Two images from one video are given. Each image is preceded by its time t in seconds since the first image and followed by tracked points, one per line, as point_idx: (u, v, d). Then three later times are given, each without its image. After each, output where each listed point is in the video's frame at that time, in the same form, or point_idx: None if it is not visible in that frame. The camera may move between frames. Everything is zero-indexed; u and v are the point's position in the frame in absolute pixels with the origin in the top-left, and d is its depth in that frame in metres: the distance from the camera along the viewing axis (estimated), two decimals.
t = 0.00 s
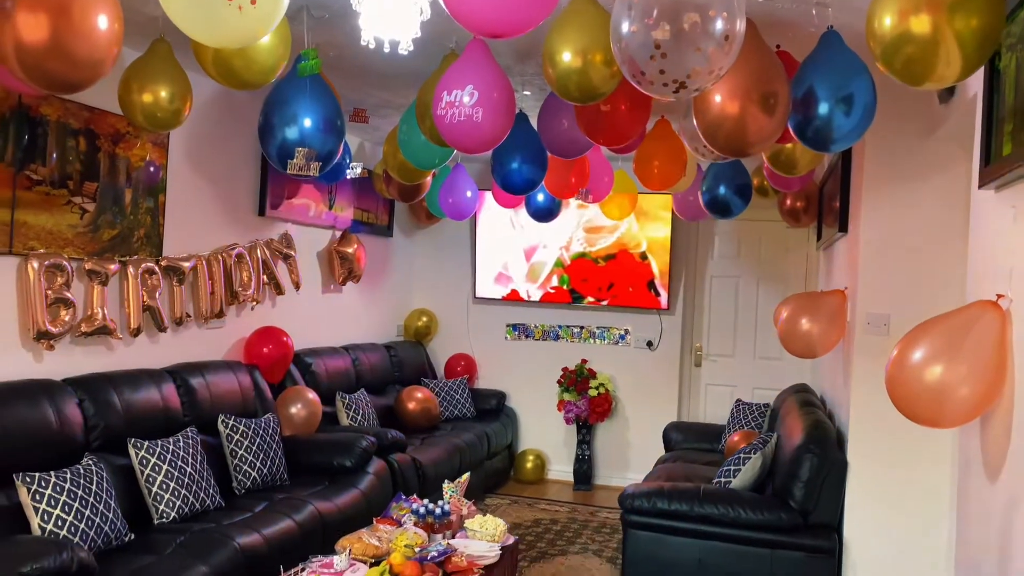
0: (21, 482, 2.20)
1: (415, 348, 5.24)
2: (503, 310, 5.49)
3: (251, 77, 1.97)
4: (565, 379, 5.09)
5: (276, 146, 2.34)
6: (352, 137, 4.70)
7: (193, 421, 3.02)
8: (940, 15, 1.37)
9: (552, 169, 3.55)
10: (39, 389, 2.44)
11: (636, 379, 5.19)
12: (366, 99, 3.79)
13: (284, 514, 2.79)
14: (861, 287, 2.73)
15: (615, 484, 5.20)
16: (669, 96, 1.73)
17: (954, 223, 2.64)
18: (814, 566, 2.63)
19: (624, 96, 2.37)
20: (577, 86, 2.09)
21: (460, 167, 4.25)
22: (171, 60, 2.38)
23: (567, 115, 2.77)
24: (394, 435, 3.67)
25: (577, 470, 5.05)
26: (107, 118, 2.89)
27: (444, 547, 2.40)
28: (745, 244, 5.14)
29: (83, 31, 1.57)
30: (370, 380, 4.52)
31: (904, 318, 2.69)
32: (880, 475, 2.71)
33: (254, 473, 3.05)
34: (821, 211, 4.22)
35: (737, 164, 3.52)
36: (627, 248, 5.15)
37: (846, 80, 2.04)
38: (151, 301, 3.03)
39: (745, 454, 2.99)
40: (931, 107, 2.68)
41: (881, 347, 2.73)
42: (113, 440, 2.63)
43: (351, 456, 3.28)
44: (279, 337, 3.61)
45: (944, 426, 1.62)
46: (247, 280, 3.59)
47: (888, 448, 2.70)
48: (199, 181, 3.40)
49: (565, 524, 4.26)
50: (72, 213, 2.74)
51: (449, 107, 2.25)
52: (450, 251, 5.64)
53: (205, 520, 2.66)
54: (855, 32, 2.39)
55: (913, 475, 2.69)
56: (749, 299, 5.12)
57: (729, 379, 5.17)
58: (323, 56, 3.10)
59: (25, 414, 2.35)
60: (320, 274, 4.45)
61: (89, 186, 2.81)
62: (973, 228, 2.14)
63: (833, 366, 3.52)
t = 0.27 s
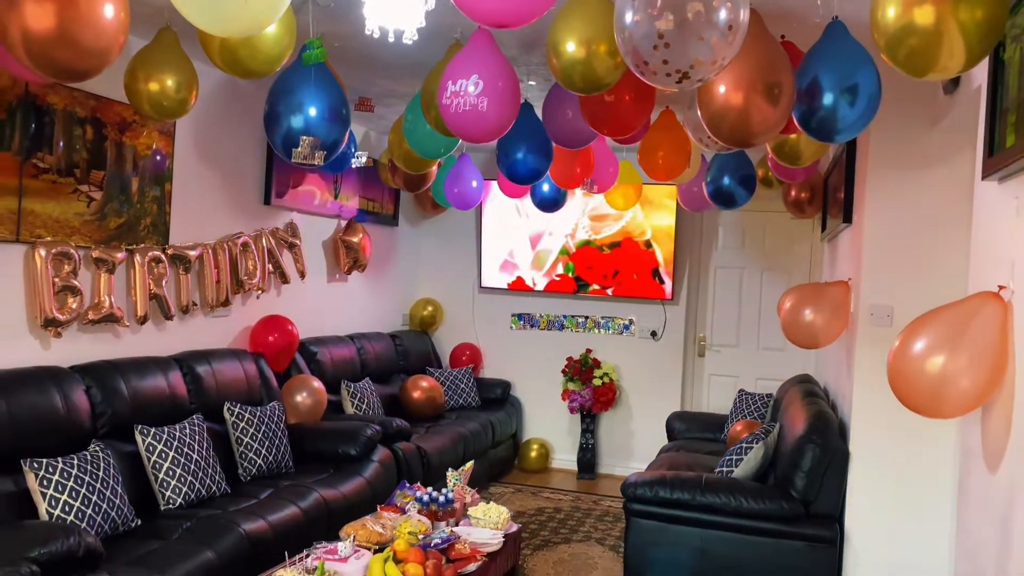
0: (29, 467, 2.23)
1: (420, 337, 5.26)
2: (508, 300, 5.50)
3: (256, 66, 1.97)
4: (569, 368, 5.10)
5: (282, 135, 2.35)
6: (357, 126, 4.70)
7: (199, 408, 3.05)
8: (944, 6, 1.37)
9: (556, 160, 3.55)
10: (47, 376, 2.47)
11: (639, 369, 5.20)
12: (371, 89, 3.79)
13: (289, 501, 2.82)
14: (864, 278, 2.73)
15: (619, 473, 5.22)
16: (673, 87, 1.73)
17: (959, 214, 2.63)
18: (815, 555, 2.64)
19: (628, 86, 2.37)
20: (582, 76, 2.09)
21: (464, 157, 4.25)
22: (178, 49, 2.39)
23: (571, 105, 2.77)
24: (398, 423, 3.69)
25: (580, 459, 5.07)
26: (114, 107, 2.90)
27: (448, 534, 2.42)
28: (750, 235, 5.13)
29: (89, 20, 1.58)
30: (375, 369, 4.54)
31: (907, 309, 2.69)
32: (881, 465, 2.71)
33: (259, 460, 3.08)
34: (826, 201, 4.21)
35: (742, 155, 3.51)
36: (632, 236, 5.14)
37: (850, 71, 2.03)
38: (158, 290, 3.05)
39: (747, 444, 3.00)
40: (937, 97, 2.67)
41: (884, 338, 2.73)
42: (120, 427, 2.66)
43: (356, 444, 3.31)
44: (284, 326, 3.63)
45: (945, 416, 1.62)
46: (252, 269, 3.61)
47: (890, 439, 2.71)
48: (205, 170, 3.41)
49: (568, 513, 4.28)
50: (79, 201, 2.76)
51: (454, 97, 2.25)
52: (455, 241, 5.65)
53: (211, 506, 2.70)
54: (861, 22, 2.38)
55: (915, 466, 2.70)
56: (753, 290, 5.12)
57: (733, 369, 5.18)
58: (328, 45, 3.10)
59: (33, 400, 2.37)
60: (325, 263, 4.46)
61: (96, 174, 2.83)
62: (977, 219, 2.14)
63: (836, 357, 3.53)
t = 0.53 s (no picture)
0: (32, 451, 2.24)
1: (419, 322, 5.26)
2: (507, 285, 5.51)
3: (258, 50, 1.96)
4: (568, 353, 5.12)
5: (283, 119, 2.34)
6: (355, 110, 4.68)
7: (200, 392, 3.05)
8: None
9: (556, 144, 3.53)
10: (48, 361, 2.47)
11: (638, 354, 5.22)
12: (369, 72, 3.77)
13: (291, 484, 2.83)
14: (864, 263, 2.74)
15: (617, 457, 5.25)
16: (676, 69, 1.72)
17: (959, 198, 2.64)
18: (814, 537, 2.67)
19: (629, 69, 2.35)
20: (583, 59, 2.08)
21: (463, 141, 4.24)
22: (176, 32, 2.37)
23: (572, 88, 2.76)
24: (398, 407, 3.71)
25: (579, 443, 5.10)
26: (112, 91, 2.88)
27: (450, 517, 2.44)
28: (748, 219, 5.13)
29: (90, 2, 1.56)
30: (375, 353, 4.55)
31: (906, 293, 2.71)
32: (879, 448, 2.74)
33: (261, 444, 3.09)
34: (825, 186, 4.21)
35: (742, 139, 3.50)
36: (631, 219, 5.14)
37: (853, 54, 2.03)
38: (158, 274, 3.05)
39: (746, 427, 3.02)
40: (938, 81, 2.66)
41: (883, 322, 2.74)
42: (121, 411, 2.67)
43: (356, 427, 3.32)
44: (284, 311, 3.63)
45: (945, 399, 1.64)
46: (251, 253, 3.60)
47: (888, 423, 2.73)
48: (203, 154, 3.40)
49: (567, 496, 4.31)
50: (78, 186, 2.74)
51: (455, 80, 2.24)
52: (453, 226, 5.64)
53: (213, 490, 2.71)
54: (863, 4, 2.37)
55: (912, 449, 2.72)
56: (751, 274, 5.13)
57: (731, 354, 5.20)
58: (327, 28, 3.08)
59: (35, 385, 2.38)
60: (324, 248, 4.46)
61: (95, 158, 2.82)
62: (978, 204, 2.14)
63: (834, 341, 3.54)
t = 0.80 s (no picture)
0: (31, 436, 2.24)
1: (413, 308, 5.26)
2: (501, 270, 5.51)
3: (256, 34, 1.95)
4: (562, 338, 5.14)
5: (280, 104, 2.33)
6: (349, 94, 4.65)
7: (196, 377, 3.06)
8: None
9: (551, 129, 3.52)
10: (45, 346, 2.47)
11: (632, 338, 5.25)
12: (364, 56, 3.75)
13: (289, 468, 2.85)
14: (858, 247, 2.76)
15: (611, 441, 5.30)
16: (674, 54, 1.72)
17: (953, 183, 2.66)
18: (806, 518, 2.71)
19: (626, 54, 2.35)
20: (581, 43, 2.07)
21: (458, 126, 4.23)
22: (170, 15, 2.35)
23: (568, 73, 2.75)
24: (394, 392, 3.72)
25: (573, 427, 5.13)
26: (106, 75, 2.86)
27: (448, 500, 2.47)
28: (741, 204, 5.16)
29: None
30: (370, 339, 4.56)
31: (899, 277, 2.73)
32: (871, 430, 2.77)
33: (258, 429, 3.10)
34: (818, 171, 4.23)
35: (736, 123, 3.51)
36: (625, 202, 5.13)
37: (849, 39, 2.04)
38: (153, 260, 3.04)
39: (740, 410, 3.05)
40: (933, 66, 2.67)
41: (876, 306, 2.77)
42: (118, 396, 2.67)
43: (353, 412, 3.33)
44: (280, 296, 3.63)
45: (939, 381, 1.66)
46: (247, 238, 3.59)
47: (880, 405, 2.76)
48: (198, 139, 3.38)
49: (562, 479, 4.35)
50: (73, 171, 2.73)
51: (453, 64, 2.24)
52: (447, 211, 5.63)
53: (211, 474, 2.72)
54: None
55: (904, 431, 2.76)
56: (744, 259, 5.16)
57: (724, 338, 5.24)
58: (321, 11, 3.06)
59: (34, 370, 2.38)
60: (318, 233, 4.45)
61: (89, 143, 2.80)
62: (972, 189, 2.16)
63: (827, 325, 3.58)
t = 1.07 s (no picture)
0: (14, 423, 2.23)
1: (395, 295, 5.26)
2: (483, 257, 5.52)
3: (240, 19, 1.94)
4: (544, 325, 5.17)
5: (264, 90, 2.32)
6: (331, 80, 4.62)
7: (179, 364, 3.05)
8: None
9: (533, 116, 3.53)
10: (27, 333, 2.44)
11: (613, 325, 5.29)
12: (346, 42, 3.72)
13: (273, 455, 2.85)
14: (836, 234, 2.82)
15: (592, 426, 5.35)
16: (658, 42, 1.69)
17: (929, 170, 2.71)
18: (785, 501, 2.77)
19: (609, 42, 2.37)
20: (564, 31, 2.08)
21: (440, 113, 4.22)
22: None
23: (551, 60, 2.76)
24: (377, 378, 3.73)
25: (555, 413, 5.18)
26: (85, 60, 2.82)
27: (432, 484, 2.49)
28: (721, 192, 5.21)
29: None
30: (352, 326, 4.55)
31: (876, 263, 2.79)
32: (848, 414, 2.84)
33: (241, 416, 3.10)
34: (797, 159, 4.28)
35: (717, 111, 3.54)
36: (606, 187, 5.15)
37: (829, 28, 2.07)
38: (135, 246, 3.01)
39: (720, 395, 3.11)
40: (911, 55, 2.72)
41: (854, 292, 2.83)
42: (100, 383, 2.65)
43: (336, 399, 3.34)
44: (262, 283, 3.62)
45: (915, 365, 1.71)
46: (228, 225, 3.56)
47: (857, 388, 2.83)
48: (178, 125, 3.35)
49: (544, 464, 4.39)
50: (52, 156, 2.69)
51: (437, 49, 2.23)
52: (429, 198, 5.62)
53: (194, 461, 2.72)
54: None
55: (880, 413, 2.82)
56: (724, 246, 5.22)
57: (704, 324, 5.30)
58: None
59: (15, 357, 2.36)
60: (300, 221, 4.43)
61: (69, 128, 2.76)
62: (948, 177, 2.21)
63: (805, 311, 3.64)
